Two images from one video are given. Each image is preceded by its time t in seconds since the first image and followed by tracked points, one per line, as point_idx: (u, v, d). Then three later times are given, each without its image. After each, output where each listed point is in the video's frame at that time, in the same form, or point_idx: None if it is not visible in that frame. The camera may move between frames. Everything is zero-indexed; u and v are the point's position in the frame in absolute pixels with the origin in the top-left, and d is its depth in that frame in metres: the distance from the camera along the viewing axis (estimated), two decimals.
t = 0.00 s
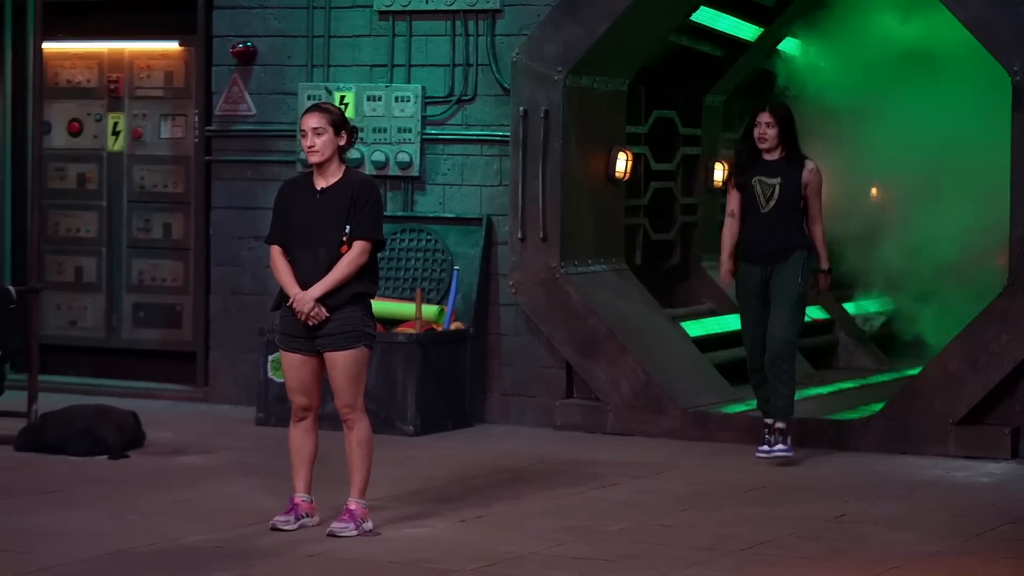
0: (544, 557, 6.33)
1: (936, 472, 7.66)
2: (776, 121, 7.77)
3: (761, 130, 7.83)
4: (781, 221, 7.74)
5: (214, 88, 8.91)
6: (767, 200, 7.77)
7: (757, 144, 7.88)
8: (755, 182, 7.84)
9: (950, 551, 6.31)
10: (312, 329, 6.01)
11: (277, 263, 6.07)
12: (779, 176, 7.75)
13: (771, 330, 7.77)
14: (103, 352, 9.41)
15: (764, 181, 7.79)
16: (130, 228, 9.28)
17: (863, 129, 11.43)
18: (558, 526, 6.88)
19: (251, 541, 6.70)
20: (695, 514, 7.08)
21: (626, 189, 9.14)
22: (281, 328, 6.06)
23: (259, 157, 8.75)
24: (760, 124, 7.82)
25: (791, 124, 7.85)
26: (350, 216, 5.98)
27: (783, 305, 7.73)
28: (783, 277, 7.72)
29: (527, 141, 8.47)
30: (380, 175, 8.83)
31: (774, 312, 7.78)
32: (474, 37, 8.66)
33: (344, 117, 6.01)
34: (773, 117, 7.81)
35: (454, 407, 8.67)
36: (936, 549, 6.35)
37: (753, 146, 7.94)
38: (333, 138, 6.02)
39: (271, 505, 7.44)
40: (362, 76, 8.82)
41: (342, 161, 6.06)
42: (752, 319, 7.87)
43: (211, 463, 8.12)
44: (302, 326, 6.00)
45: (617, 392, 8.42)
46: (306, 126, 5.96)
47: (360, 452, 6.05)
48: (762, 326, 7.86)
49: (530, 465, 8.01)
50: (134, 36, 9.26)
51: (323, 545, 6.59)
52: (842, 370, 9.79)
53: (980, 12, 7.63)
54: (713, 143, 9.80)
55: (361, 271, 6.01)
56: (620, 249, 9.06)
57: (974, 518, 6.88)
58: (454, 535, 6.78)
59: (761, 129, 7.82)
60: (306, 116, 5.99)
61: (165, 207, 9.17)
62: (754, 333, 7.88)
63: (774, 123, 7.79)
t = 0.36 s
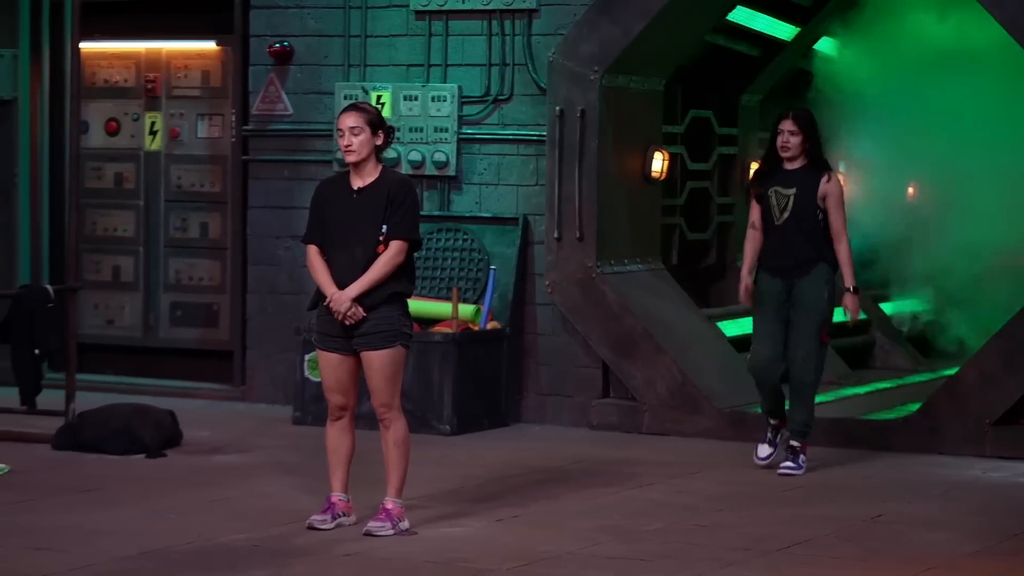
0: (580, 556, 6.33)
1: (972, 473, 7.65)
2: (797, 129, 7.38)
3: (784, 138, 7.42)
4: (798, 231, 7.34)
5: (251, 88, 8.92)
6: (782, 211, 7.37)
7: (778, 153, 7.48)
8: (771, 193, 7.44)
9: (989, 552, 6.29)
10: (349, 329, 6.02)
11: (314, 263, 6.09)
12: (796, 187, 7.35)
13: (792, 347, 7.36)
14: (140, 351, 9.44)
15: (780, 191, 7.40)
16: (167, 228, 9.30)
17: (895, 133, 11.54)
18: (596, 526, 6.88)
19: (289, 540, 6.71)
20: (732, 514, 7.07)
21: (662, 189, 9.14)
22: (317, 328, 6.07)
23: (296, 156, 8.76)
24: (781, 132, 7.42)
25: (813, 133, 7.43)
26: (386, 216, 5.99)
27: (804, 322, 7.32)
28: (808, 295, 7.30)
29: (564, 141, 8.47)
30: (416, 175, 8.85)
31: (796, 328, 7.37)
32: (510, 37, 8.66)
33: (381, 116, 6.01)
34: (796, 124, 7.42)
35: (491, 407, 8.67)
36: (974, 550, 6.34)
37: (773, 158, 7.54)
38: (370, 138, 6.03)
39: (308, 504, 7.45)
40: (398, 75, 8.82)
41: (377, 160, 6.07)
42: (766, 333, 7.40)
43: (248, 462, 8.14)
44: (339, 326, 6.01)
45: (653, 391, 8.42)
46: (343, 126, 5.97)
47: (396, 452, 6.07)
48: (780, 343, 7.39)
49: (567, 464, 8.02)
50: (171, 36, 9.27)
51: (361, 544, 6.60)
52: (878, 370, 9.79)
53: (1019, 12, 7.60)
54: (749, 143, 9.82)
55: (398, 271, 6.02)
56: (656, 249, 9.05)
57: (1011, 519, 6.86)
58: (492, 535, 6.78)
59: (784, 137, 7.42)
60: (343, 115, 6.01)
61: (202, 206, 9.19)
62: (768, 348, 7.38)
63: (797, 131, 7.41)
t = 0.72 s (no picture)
0: (621, 557, 6.30)
1: (1015, 474, 7.61)
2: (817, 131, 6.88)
3: (805, 140, 6.90)
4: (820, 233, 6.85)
5: (293, 88, 8.94)
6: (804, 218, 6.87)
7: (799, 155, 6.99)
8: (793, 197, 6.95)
9: None
10: (390, 329, 6.03)
11: (356, 263, 6.10)
12: (818, 191, 6.85)
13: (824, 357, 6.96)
14: (182, 351, 9.46)
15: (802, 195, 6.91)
16: (209, 228, 9.32)
17: (921, 131, 11.60)
18: (639, 526, 6.87)
19: (331, 540, 6.70)
20: (773, 515, 7.04)
21: (704, 190, 9.14)
22: (359, 328, 6.10)
23: (338, 157, 8.77)
24: (803, 133, 6.91)
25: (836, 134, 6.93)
26: (428, 216, 6.01)
27: (834, 330, 6.90)
28: (837, 301, 6.85)
29: (604, 141, 8.48)
30: (458, 176, 8.84)
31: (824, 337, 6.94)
32: (552, 38, 8.66)
33: (423, 117, 6.01)
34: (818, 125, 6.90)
35: (531, 407, 8.67)
36: (1019, 552, 6.30)
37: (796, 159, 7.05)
38: (412, 139, 6.03)
39: (350, 504, 7.45)
40: (439, 76, 8.83)
41: (419, 162, 6.08)
42: (790, 345, 6.88)
43: (290, 461, 8.15)
44: (381, 326, 6.02)
45: (694, 393, 8.41)
46: (386, 126, 5.97)
47: (436, 452, 6.09)
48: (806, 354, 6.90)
49: (609, 465, 8.01)
50: (213, 37, 9.29)
51: (403, 544, 6.58)
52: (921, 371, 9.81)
53: None
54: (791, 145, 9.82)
55: (439, 271, 6.04)
56: (697, 249, 9.05)
57: None
58: (535, 535, 6.76)
59: (805, 137, 6.90)
60: (386, 115, 6.01)
61: (245, 206, 9.20)
62: (792, 360, 6.86)
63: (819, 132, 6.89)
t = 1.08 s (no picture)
0: (645, 558, 6.12)
1: None
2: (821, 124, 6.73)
3: (807, 132, 6.76)
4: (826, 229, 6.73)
5: (317, 89, 8.94)
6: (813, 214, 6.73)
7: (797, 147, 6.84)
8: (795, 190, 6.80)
9: None
10: (415, 329, 6.03)
11: (380, 263, 6.10)
12: (823, 184, 6.72)
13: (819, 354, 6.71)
14: (205, 351, 9.47)
15: (806, 189, 6.78)
16: (233, 228, 9.33)
17: (943, 135, 11.56)
18: (661, 526, 6.73)
19: (354, 540, 6.60)
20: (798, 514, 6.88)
21: (727, 190, 9.14)
22: (383, 328, 6.10)
23: (362, 157, 8.77)
24: (805, 124, 6.75)
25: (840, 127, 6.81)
26: (452, 216, 6.02)
27: (830, 327, 6.67)
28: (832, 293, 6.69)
29: (628, 141, 8.46)
30: (481, 176, 8.84)
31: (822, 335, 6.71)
32: (575, 38, 8.66)
33: (448, 117, 6.03)
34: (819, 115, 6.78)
35: (555, 408, 8.68)
36: None
37: (793, 150, 6.90)
38: (437, 139, 6.04)
39: (373, 504, 7.42)
40: (463, 76, 8.84)
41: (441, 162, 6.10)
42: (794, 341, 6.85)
43: (313, 462, 8.14)
44: (406, 326, 6.03)
45: (718, 393, 8.40)
46: (411, 125, 5.99)
47: (461, 452, 6.09)
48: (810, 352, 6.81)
49: (633, 465, 8.00)
50: (237, 37, 9.30)
51: (425, 544, 6.45)
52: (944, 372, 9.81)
53: None
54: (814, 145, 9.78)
55: (464, 271, 6.04)
56: (720, 250, 9.04)
57: None
58: (557, 535, 6.64)
59: (808, 130, 6.76)
60: (411, 115, 6.03)
61: (269, 207, 9.21)
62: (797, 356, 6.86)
63: (821, 123, 6.76)
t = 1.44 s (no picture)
0: (662, 557, 6.10)
1: None
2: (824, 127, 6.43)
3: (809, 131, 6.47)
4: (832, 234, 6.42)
5: (334, 89, 8.94)
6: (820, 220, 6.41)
7: (805, 149, 6.55)
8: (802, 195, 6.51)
9: None
10: (433, 329, 6.05)
11: (397, 263, 6.11)
12: (830, 188, 6.42)
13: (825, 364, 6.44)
14: (223, 351, 9.48)
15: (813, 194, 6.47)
16: (251, 228, 9.33)
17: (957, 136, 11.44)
18: (678, 526, 6.72)
19: (372, 540, 6.60)
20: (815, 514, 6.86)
21: (745, 190, 9.13)
22: (401, 328, 6.11)
23: (379, 157, 8.77)
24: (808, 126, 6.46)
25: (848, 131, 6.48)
26: (469, 216, 6.02)
27: (838, 335, 6.38)
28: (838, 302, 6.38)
29: (645, 141, 8.47)
30: (498, 176, 8.84)
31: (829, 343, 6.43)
32: (593, 38, 8.66)
33: (465, 117, 6.02)
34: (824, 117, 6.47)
35: (572, 408, 8.69)
36: None
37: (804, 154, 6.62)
38: (454, 139, 6.04)
39: (390, 504, 7.41)
40: (480, 76, 8.83)
41: (457, 164, 6.10)
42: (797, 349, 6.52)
43: (331, 461, 8.14)
44: (424, 326, 6.04)
45: (735, 393, 8.39)
46: (430, 125, 5.98)
47: (477, 452, 6.11)
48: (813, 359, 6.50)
49: (649, 465, 7.99)
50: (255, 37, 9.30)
51: (442, 544, 6.44)
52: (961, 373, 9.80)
53: None
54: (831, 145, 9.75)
55: (481, 271, 6.04)
56: (737, 250, 9.02)
57: None
58: (575, 535, 6.63)
59: (811, 130, 6.47)
60: (429, 115, 6.03)
61: (286, 206, 9.21)
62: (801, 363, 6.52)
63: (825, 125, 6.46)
